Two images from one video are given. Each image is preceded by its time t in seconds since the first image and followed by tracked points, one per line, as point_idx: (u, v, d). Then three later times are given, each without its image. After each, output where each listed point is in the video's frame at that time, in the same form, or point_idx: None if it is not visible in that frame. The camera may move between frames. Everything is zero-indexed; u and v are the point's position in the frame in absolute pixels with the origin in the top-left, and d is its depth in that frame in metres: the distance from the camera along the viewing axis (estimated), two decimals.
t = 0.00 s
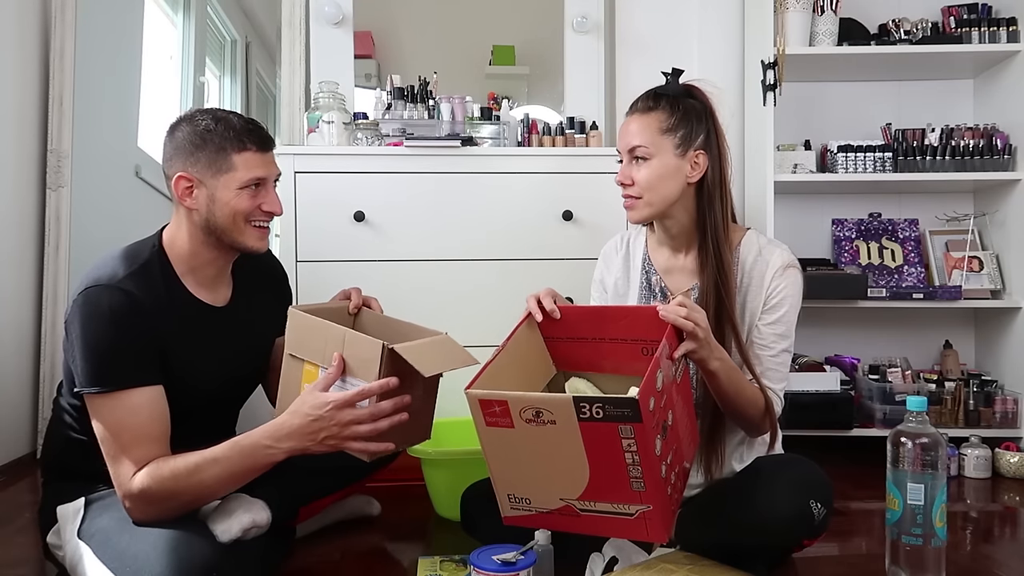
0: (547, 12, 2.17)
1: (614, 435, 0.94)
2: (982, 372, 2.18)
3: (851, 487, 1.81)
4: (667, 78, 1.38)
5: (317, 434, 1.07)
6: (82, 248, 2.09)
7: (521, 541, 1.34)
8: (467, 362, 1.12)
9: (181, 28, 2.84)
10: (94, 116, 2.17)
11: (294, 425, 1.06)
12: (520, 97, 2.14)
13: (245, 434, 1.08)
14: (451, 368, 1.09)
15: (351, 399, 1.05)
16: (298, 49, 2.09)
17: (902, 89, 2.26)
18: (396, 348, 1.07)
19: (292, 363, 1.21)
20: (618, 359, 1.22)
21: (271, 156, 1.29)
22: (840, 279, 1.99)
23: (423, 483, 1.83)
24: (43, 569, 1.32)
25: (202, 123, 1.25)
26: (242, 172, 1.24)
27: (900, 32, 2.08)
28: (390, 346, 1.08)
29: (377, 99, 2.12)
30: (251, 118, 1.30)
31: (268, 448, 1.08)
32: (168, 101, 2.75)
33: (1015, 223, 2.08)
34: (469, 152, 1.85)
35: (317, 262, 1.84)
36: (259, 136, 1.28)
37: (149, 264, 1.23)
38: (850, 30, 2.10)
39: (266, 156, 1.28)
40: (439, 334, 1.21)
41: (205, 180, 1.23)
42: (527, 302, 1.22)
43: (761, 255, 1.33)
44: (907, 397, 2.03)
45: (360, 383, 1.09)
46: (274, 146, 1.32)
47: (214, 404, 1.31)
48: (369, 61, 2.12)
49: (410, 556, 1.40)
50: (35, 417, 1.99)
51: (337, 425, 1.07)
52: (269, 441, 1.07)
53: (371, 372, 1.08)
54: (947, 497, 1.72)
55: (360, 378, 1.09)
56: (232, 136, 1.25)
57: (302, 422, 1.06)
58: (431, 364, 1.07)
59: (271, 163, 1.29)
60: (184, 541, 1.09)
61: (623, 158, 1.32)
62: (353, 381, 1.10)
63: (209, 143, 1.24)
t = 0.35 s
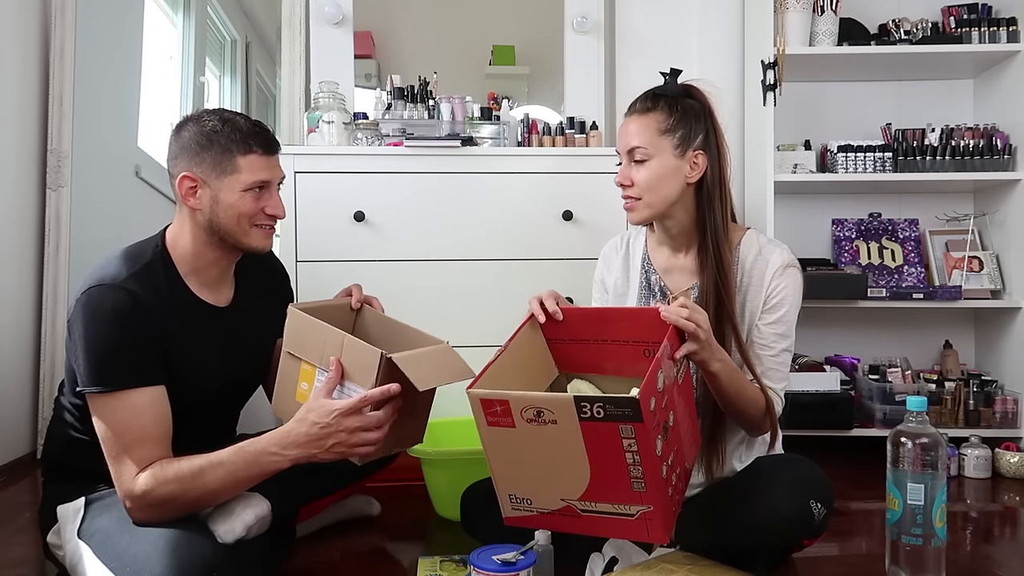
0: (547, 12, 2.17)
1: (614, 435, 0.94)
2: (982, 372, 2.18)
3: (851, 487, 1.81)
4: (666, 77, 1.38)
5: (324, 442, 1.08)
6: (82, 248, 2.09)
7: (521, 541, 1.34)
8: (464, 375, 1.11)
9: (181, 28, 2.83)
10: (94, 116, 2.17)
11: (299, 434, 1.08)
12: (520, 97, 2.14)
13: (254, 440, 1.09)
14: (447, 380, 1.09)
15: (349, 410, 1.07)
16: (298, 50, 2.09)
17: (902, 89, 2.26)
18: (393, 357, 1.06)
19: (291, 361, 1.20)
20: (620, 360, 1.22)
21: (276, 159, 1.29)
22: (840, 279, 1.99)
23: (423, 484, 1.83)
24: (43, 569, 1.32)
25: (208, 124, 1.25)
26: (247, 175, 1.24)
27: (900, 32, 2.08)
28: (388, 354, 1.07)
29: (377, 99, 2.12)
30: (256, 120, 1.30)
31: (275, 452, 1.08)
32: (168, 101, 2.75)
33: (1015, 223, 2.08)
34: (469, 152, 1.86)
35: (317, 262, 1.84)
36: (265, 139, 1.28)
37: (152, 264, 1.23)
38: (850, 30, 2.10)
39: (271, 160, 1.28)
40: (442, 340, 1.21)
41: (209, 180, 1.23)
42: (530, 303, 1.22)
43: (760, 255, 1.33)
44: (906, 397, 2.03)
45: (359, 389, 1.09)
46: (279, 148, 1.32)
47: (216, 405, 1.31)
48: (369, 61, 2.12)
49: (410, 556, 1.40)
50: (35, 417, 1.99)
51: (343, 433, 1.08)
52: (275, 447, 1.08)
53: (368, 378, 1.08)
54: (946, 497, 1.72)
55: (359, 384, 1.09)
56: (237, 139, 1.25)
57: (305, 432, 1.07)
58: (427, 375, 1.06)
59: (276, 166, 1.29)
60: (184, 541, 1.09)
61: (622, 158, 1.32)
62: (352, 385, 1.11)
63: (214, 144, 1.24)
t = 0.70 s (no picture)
0: (548, 12, 2.17)
1: (614, 430, 0.94)
2: (982, 372, 2.18)
3: (851, 487, 1.81)
4: (664, 77, 1.38)
5: (326, 438, 1.09)
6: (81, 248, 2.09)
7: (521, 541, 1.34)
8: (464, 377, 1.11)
9: (181, 28, 2.83)
10: (93, 116, 2.17)
11: (299, 430, 1.08)
12: (520, 97, 2.14)
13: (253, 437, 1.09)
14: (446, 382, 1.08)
15: (349, 404, 1.07)
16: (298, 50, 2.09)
17: (901, 89, 2.26)
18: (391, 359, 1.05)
19: (287, 351, 1.20)
20: (621, 363, 1.22)
21: (285, 171, 1.29)
22: (840, 279, 1.99)
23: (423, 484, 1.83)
24: (43, 569, 1.32)
25: (219, 130, 1.25)
26: (253, 185, 1.23)
27: (900, 32, 2.08)
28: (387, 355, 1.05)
29: (377, 99, 2.12)
30: (267, 129, 1.30)
31: (275, 451, 1.08)
32: (167, 101, 2.75)
33: (1015, 223, 2.08)
34: (469, 152, 1.86)
35: (317, 262, 1.84)
36: (275, 150, 1.28)
37: (154, 265, 1.24)
38: (850, 30, 2.10)
39: (280, 172, 1.27)
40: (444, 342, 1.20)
41: (214, 186, 1.23)
42: (532, 304, 1.22)
43: (759, 254, 1.33)
44: (906, 397, 2.03)
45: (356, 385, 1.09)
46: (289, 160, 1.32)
47: (217, 405, 1.31)
48: (369, 61, 2.12)
49: (410, 556, 1.40)
50: (35, 417, 1.99)
51: (343, 429, 1.09)
52: (276, 446, 1.08)
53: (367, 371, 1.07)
54: (947, 497, 1.72)
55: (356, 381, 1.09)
56: (246, 149, 1.24)
57: (307, 428, 1.07)
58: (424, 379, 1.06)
59: (284, 178, 1.28)
60: (184, 541, 1.09)
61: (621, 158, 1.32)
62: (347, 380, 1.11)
63: (224, 150, 1.23)
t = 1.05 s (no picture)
0: (547, 11, 2.17)
1: (617, 429, 0.94)
2: (982, 372, 2.18)
3: (851, 487, 1.81)
4: (662, 77, 1.38)
5: (326, 441, 1.09)
6: (81, 248, 2.09)
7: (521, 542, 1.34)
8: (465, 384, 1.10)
9: (181, 28, 2.83)
10: (93, 117, 2.17)
11: (300, 434, 1.08)
12: (520, 97, 2.14)
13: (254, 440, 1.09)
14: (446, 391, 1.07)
15: (349, 410, 1.07)
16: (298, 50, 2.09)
17: (901, 89, 2.26)
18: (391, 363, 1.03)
19: (292, 349, 1.19)
20: (623, 364, 1.22)
21: (282, 163, 1.29)
22: (841, 279, 1.99)
23: (423, 484, 1.83)
24: (44, 569, 1.32)
25: (214, 126, 1.25)
26: (252, 178, 1.24)
27: (900, 32, 2.08)
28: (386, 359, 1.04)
29: (377, 99, 2.12)
30: (262, 123, 1.30)
31: (276, 452, 1.09)
32: (167, 101, 2.75)
33: (1015, 223, 2.08)
34: (469, 153, 1.86)
35: (317, 262, 1.84)
36: (271, 143, 1.28)
37: (157, 266, 1.23)
38: (850, 29, 2.10)
39: (277, 164, 1.28)
40: (446, 346, 1.20)
41: (214, 183, 1.23)
42: (534, 304, 1.23)
43: (759, 254, 1.33)
44: (906, 397, 2.03)
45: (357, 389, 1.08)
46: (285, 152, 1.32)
47: (218, 406, 1.31)
48: (369, 61, 2.12)
49: (410, 556, 1.40)
50: (35, 417, 1.99)
51: (343, 433, 1.09)
52: (277, 448, 1.08)
53: (366, 376, 1.06)
54: (946, 497, 1.72)
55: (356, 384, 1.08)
56: (243, 142, 1.25)
57: (306, 432, 1.08)
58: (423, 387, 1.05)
59: (282, 170, 1.29)
60: (184, 541, 1.09)
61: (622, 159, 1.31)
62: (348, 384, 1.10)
63: (221, 146, 1.24)
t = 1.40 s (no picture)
0: (548, 12, 2.17)
1: (631, 415, 0.96)
2: (982, 372, 2.18)
3: (851, 487, 1.81)
4: (672, 79, 1.39)
5: (318, 446, 1.08)
6: (80, 247, 2.08)
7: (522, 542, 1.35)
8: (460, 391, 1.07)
9: (181, 28, 2.83)
10: (93, 116, 2.17)
11: (294, 436, 1.08)
12: (520, 97, 2.14)
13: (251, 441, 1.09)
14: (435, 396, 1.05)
15: (344, 413, 1.06)
16: (298, 50, 2.09)
17: (901, 89, 2.26)
18: (381, 362, 1.02)
19: (287, 346, 1.19)
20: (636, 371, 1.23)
21: (275, 158, 1.29)
22: (841, 279, 1.99)
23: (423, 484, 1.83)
24: (44, 569, 1.32)
25: (207, 123, 1.26)
26: (247, 173, 1.24)
27: (900, 32, 2.08)
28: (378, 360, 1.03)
29: (377, 99, 2.12)
30: (254, 118, 1.30)
31: (271, 453, 1.09)
32: (167, 100, 2.75)
33: (1015, 223, 2.08)
34: (469, 152, 1.86)
35: (317, 262, 1.84)
36: (264, 138, 1.28)
37: (153, 265, 1.23)
38: (850, 30, 2.10)
39: (271, 158, 1.28)
40: (440, 350, 1.18)
41: (208, 179, 1.23)
42: (555, 306, 1.24)
43: (758, 253, 1.32)
44: (906, 397, 2.03)
45: (350, 392, 1.07)
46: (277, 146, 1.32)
47: (215, 406, 1.31)
48: (369, 61, 2.12)
49: (410, 556, 1.40)
50: (35, 417, 1.99)
51: (338, 438, 1.08)
52: (272, 449, 1.09)
53: (357, 377, 1.05)
54: (947, 497, 1.72)
55: (349, 386, 1.07)
56: (236, 137, 1.25)
57: (301, 435, 1.07)
58: (412, 390, 1.03)
59: (275, 165, 1.29)
60: (184, 541, 1.09)
61: (642, 152, 1.29)
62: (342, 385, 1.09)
63: (214, 142, 1.24)
